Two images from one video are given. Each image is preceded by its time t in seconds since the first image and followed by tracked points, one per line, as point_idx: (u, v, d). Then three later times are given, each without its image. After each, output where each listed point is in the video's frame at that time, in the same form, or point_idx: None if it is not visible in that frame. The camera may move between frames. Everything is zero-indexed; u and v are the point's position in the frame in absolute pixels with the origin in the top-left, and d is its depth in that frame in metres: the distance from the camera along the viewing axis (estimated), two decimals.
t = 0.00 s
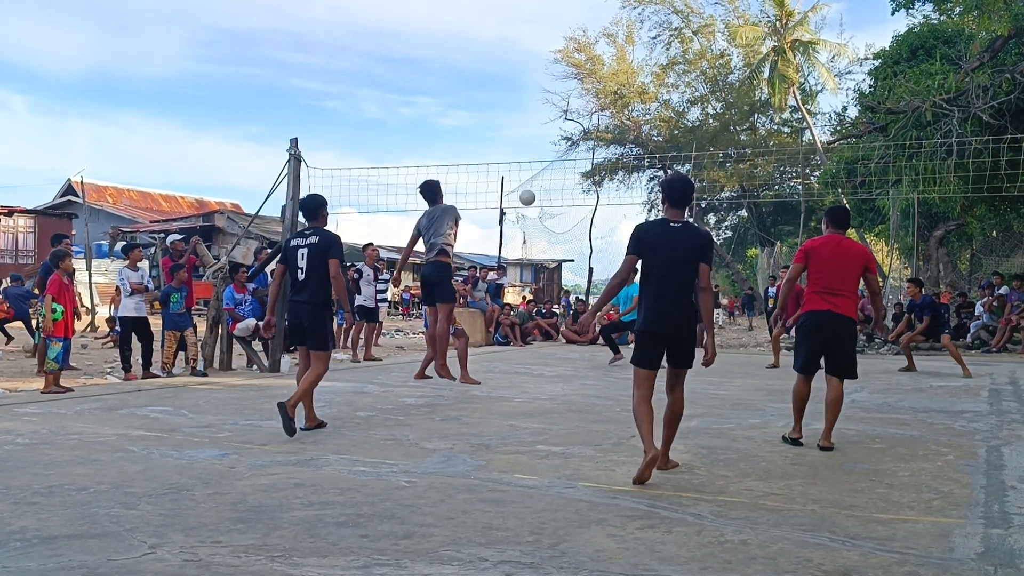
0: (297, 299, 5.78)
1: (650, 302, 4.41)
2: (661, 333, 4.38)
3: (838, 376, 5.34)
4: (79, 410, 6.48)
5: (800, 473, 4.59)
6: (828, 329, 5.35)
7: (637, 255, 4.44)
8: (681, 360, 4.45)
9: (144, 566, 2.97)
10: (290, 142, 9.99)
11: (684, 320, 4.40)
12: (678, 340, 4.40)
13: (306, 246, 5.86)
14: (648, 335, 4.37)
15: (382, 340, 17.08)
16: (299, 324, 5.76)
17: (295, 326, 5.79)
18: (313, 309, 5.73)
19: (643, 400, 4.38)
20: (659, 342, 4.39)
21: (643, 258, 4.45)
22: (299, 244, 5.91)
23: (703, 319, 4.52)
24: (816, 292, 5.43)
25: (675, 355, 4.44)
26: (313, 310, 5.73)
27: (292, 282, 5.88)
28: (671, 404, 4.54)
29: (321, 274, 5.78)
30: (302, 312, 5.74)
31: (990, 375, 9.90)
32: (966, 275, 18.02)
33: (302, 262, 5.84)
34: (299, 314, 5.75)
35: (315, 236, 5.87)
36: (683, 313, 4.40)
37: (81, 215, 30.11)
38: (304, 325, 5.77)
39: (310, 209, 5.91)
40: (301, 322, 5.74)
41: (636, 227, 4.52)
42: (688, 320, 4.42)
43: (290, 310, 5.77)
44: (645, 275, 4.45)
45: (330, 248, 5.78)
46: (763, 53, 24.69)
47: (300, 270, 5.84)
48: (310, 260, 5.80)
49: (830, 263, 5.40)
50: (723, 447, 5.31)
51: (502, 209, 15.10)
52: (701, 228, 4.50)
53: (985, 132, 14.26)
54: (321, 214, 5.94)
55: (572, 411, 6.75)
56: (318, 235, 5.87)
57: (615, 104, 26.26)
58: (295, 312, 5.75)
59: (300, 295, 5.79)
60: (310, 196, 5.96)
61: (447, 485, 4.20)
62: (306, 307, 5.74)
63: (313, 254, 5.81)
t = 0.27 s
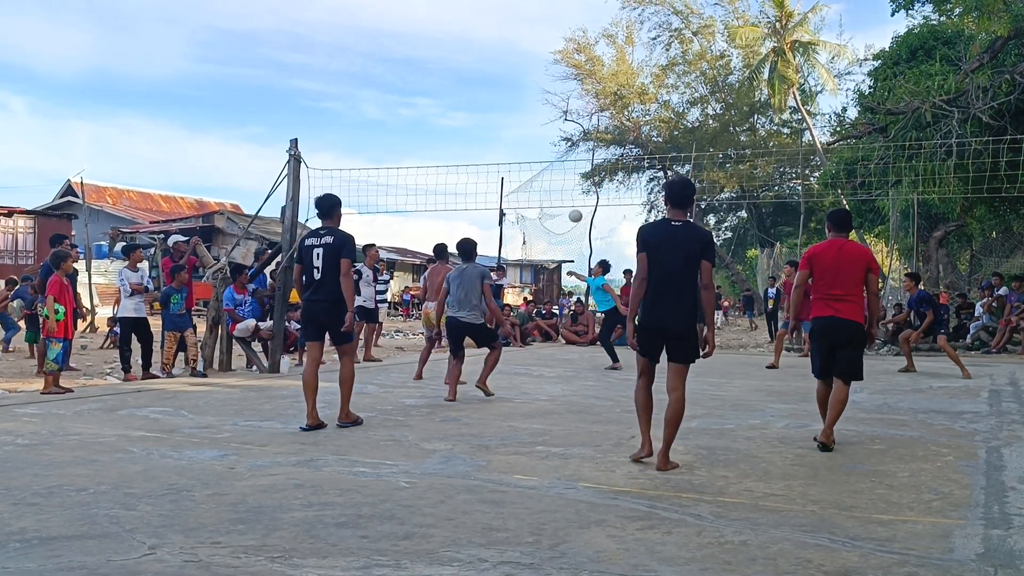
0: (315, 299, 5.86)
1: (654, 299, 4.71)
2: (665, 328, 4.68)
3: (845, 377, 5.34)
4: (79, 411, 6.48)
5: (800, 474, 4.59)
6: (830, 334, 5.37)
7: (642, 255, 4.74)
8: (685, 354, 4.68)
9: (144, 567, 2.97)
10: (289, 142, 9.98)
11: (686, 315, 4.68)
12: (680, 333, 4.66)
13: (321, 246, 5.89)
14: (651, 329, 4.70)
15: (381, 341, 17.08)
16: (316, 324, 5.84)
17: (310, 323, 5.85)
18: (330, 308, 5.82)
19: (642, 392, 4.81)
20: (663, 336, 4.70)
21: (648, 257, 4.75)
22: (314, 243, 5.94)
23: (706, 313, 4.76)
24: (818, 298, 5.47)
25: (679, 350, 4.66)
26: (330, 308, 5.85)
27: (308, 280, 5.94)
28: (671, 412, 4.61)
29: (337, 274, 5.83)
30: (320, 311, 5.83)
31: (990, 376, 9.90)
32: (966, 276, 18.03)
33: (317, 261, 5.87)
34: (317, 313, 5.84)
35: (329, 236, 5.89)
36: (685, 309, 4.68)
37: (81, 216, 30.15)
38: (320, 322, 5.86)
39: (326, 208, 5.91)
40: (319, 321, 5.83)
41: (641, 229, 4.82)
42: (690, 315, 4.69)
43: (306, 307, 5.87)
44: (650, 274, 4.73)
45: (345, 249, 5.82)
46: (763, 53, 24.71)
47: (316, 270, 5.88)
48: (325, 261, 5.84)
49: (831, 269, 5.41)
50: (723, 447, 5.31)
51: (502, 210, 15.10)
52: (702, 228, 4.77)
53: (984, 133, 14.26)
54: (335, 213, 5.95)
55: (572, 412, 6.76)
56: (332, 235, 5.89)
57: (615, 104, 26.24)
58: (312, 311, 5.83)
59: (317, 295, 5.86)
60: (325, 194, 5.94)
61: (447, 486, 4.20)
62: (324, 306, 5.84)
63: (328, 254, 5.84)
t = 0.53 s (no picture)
0: (330, 304, 5.87)
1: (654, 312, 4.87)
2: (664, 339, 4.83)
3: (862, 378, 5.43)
4: (79, 411, 6.48)
5: (800, 474, 4.59)
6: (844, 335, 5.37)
7: (642, 271, 4.93)
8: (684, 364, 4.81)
9: (144, 567, 2.97)
10: (289, 143, 9.97)
11: (683, 326, 4.81)
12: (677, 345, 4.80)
13: (337, 251, 5.90)
14: (652, 341, 4.86)
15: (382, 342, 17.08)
16: (332, 328, 5.86)
17: (324, 328, 5.87)
18: (346, 313, 5.86)
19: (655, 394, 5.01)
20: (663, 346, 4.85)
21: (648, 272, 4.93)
22: (329, 247, 5.93)
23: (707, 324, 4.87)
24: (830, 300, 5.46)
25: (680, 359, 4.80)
26: (347, 311, 5.87)
27: (322, 285, 5.93)
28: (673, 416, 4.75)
29: (354, 281, 5.87)
30: (336, 316, 5.85)
31: (990, 377, 9.91)
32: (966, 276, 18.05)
33: (333, 266, 5.88)
34: (333, 318, 5.86)
35: (346, 242, 5.91)
36: (683, 320, 4.81)
37: (81, 217, 30.16)
38: (337, 325, 5.87)
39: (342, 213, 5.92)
40: (334, 326, 5.85)
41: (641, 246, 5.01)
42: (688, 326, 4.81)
43: (323, 310, 5.86)
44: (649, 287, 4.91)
45: (362, 256, 5.87)
46: (763, 54, 24.73)
47: (331, 274, 5.88)
48: (342, 266, 5.86)
49: (840, 270, 5.41)
50: (723, 448, 5.31)
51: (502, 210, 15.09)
52: (698, 242, 4.87)
53: (983, 134, 14.27)
54: (350, 219, 5.99)
55: (572, 412, 6.76)
56: (349, 241, 5.91)
57: (615, 105, 26.20)
58: (329, 316, 5.85)
59: (333, 300, 5.87)
60: (339, 200, 5.96)
61: (446, 487, 4.20)
62: (340, 311, 5.87)
63: (345, 260, 5.86)
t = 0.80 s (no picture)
0: (329, 300, 5.86)
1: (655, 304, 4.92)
2: (665, 330, 4.86)
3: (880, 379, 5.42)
4: (79, 412, 6.48)
5: (800, 475, 4.59)
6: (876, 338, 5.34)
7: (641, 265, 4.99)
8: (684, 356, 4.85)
9: (144, 568, 2.97)
10: (289, 144, 9.96)
11: (683, 317, 4.83)
12: (679, 335, 4.83)
13: (338, 250, 5.91)
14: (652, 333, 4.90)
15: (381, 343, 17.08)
16: (330, 325, 5.85)
17: (321, 324, 5.87)
18: (345, 311, 5.85)
19: (659, 393, 5.06)
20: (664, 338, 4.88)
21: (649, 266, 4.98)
22: (330, 246, 5.95)
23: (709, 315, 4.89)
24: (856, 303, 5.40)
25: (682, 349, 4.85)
26: (345, 309, 5.87)
27: (322, 282, 5.94)
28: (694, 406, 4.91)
29: (354, 279, 5.88)
30: (334, 312, 5.84)
31: (990, 378, 9.92)
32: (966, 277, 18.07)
33: (333, 264, 5.89)
34: (331, 314, 5.84)
35: (347, 241, 5.93)
36: (681, 312, 4.84)
37: (81, 217, 30.16)
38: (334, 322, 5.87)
39: (346, 213, 5.95)
40: (333, 322, 5.84)
41: (643, 241, 5.06)
42: (687, 317, 4.83)
43: (320, 308, 5.86)
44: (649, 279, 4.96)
45: (363, 255, 5.89)
46: (762, 55, 24.76)
47: (332, 272, 5.88)
48: (343, 265, 5.87)
49: (865, 272, 5.38)
50: (723, 449, 5.30)
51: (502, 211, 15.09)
52: (699, 234, 4.88)
53: (983, 135, 14.28)
54: (351, 219, 6.02)
55: (572, 413, 6.77)
56: (350, 240, 5.94)
57: (614, 106, 26.15)
58: (327, 312, 5.84)
59: (332, 296, 5.87)
60: (340, 201, 6.00)
61: (446, 488, 4.19)
62: (339, 308, 5.86)
63: (346, 259, 5.88)
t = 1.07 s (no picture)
0: (312, 300, 5.91)
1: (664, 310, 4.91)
2: (676, 335, 4.85)
3: (891, 379, 5.38)
4: (79, 413, 6.47)
5: (800, 476, 4.59)
6: (894, 337, 5.35)
7: (651, 270, 4.98)
8: (693, 361, 4.81)
9: (144, 569, 2.97)
10: (289, 145, 9.96)
11: (694, 323, 4.83)
12: (691, 340, 4.82)
13: (316, 249, 5.92)
14: (663, 339, 4.90)
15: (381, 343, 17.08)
16: (316, 324, 5.89)
17: (309, 324, 5.92)
18: (329, 309, 5.87)
19: (660, 392, 5.07)
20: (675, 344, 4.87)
21: (658, 270, 4.97)
22: (309, 246, 5.97)
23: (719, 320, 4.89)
24: (873, 302, 5.38)
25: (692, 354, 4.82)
26: (330, 309, 5.87)
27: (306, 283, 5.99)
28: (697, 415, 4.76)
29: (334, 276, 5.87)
30: (318, 312, 5.88)
31: (990, 379, 9.92)
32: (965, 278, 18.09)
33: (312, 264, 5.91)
34: (316, 314, 5.88)
35: (324, 239, 5.91)
36: (692, 317, 4.84)
37: (80, 218, 30.15)
38: (321, 323, 5.91)
39: (322, 212, 5.95)
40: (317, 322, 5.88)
41: (650, 245, 5.06)
42: (698, 322, 4.83)
43: (306, 309, 5.92)
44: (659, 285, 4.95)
45: (339, 252, 5.84)
46: (762, 56, 24.77)
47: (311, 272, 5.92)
48: (321, 263, 5.87)
49: (882, 271, 5.36)
50: (723, 450, 5.30)
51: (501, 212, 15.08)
52: (708, 239, 4.89)
53: (983, 136, 14.30)
54: (331, 217, 5.98)
55: (571, 414, 6.76)
56: (326, 238, 5.91)
57: (614, 107, 26.14)
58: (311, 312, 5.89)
59: (314, 296, 5.90)
60: (321, 201, 5.98)
61: (445, 489, 4.19)
62: (322, 307, 5.88)
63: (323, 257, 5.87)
